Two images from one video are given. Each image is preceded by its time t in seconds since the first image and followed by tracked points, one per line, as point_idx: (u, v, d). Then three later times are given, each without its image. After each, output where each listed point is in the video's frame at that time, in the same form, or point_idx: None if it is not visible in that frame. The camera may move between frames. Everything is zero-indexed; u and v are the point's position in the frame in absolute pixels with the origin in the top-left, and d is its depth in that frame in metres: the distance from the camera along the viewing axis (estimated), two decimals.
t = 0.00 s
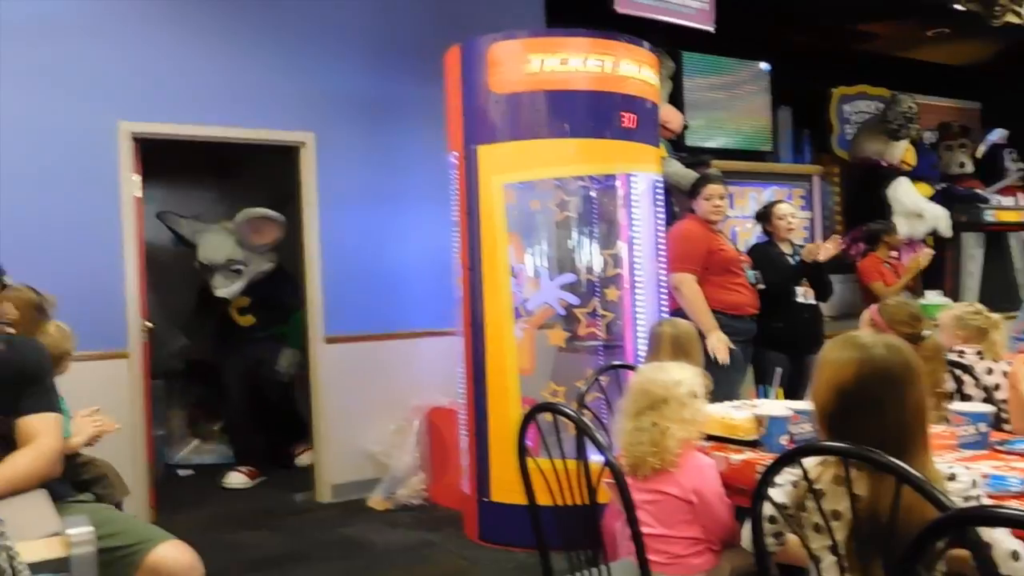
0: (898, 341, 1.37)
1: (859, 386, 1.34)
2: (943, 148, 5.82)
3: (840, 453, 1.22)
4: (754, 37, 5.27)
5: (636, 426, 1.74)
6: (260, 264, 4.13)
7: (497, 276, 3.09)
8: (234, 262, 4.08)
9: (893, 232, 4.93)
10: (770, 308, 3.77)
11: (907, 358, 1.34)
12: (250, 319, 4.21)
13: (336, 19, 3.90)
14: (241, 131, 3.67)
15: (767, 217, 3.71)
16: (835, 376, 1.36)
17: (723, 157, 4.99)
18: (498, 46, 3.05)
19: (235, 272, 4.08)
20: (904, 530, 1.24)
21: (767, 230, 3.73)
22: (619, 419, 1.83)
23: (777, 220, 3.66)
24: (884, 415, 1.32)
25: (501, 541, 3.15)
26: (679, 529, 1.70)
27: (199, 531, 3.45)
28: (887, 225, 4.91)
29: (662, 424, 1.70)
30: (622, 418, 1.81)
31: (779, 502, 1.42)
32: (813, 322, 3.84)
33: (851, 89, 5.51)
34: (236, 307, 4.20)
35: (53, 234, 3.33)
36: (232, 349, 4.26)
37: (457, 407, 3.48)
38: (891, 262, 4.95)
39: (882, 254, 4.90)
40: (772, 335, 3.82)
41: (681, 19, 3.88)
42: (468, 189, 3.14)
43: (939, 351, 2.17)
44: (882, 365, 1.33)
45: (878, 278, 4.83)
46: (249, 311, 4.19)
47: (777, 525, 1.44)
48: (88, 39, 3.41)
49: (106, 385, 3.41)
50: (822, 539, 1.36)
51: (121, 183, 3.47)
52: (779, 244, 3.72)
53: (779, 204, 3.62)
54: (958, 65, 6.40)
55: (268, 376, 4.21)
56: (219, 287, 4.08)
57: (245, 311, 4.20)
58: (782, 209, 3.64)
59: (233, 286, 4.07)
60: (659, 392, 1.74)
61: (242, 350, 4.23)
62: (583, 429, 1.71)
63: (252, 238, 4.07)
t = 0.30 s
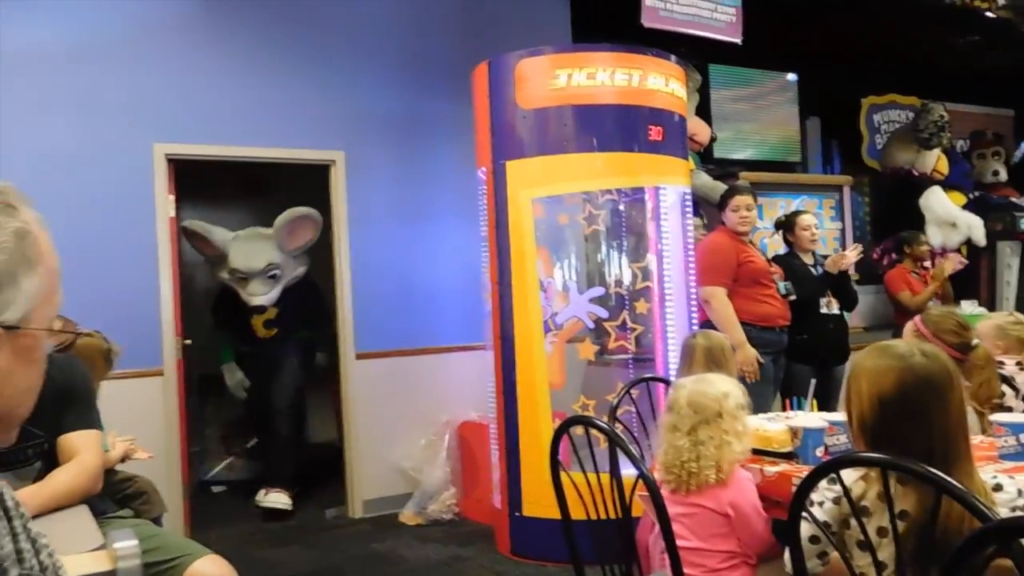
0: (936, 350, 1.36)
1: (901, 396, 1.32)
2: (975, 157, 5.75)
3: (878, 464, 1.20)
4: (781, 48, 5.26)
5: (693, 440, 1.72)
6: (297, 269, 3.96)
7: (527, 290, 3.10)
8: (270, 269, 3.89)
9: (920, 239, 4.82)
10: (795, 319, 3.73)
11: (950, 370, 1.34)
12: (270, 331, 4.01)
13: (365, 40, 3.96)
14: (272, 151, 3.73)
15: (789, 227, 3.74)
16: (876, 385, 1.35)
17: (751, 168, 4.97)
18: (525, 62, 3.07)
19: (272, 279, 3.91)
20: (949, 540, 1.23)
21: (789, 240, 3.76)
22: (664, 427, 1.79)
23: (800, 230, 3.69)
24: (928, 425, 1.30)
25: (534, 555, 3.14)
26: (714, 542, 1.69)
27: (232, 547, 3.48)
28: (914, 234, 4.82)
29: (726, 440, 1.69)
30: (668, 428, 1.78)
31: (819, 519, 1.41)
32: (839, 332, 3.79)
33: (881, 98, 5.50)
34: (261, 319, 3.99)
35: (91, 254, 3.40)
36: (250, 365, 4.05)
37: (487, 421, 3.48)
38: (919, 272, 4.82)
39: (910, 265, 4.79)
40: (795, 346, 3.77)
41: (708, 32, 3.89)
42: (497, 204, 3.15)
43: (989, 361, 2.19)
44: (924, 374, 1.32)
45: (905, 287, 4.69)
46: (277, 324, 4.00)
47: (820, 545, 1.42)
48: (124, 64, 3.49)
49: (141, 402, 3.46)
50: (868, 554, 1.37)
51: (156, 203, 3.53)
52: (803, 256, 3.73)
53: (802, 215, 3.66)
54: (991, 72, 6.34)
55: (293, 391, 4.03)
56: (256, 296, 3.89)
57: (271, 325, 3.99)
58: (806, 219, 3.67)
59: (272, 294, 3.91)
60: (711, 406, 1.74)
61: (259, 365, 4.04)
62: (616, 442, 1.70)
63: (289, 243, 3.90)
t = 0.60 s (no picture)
0: (957, 357, 1.36)
1: (923, 401, 1.32)
2: (998, 157, 5.69)
3: (898, 467, 1.19)
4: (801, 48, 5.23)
5: (723, 441, 1.71)
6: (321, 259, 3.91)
7: (545, 291, 3.10)
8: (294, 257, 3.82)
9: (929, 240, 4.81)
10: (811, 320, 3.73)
11: (972, 376, 1.33)
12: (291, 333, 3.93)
13: (384, 41, 3.97)
14: (291, 151, 3.75)
15: (803, 227, 3.68)
16: (897, 390, 1.34)
17: (770, 169, 4.95)
18: (544, 62, 3.08)
19: (295, 268, 3.84)
20: (971, 544, 1.22)
21: (803, 241, 3.72)
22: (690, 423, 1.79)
23: (814, 231, 3.64)
24: (950, 430, 1.29)
25: (551, 556, 3.14)
26: (734, 542, 1.69)
27: (251, 546, 3.50)
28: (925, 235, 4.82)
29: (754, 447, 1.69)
30: (697, 423, 1.76)
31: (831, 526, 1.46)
32: (853, 333, 3.80)
33: (902, 99, 5.42)
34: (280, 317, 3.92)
35: (113, 254, 3.44)
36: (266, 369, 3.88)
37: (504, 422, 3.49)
38: (937, 274, 4.80)
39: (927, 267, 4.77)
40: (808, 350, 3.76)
41: (728, 32, 3.87)
42: (515, 205, 3.16)
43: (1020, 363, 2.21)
44: (946, 379, 1.31)
45: (923, 289, 4.67)
46: (296, 324, 3.94)
47: (836, 551, 1.46)
48: (146, 66, 3.52)
49: (162, 400, 3.49)
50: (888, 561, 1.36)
51: (177, 203, 3.56)
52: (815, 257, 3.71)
53: (816, 216, 3.61)
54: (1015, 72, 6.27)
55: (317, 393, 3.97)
56: (278, 284, 3.80)
57: (290, 324, 3.92)
58: (818, 219, 3.62)
59: (295, 284, 3.83)
60: (743, 407, 1.73)
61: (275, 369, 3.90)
62: (635, 441, 1.70)
63: (314, 231, 3.86)
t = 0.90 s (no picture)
0: (947, 352, 1.37)
1: (912, 394, 1.33)
2: (993, 153, 5.70)
3: (883, 457, 1.20)
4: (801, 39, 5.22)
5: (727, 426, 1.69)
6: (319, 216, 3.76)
7: (538, 277, 3.10)
8: (291, 211, 3.69)
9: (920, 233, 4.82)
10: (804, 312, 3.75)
11: (961, 371, 1.34)
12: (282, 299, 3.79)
13: (383, 22, 3.95)
14: (287, 131, 3.74)
15: (796, 219, 3.70)
16: (887, 383, 1.35)
17: (766, 160, 4.95)
18: (543, 47, 3.06)
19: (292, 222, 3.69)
20: (954, 533, 1.23)
21: (796, 232, 3.74)
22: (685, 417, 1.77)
23: (806, 223, 3.66)
24: (938, 423, 1.30)
25: (538, 540, 3.15)
26: (723, 530, 1.70)
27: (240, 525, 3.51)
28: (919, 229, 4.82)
29: (757, 438, 1.68)
30: (696, 416, 1.74)
31: (816, 516, 1.44)
32: (842, 325, 3.84)
33: (900, 92, 5.44)
34: (270, 284, 3.78)
35: (105, 230, 3.42)
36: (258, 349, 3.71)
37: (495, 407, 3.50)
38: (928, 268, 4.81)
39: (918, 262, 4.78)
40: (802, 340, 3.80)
41: (728, 21, 3.86)
42: (511, 190, 3.16)
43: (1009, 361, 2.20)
44: (936, 373, 1.32)
45: (914, 282, 4.68)
46: (286, 291, 3.83)
47: (822, 539, 1.44)
48: (141, 41, 3.49)
49: (153, 378, 3.48)
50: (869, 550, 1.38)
51: (171, 180, 3.54)
52: (806, 248, 3.74)
53: (809, 207, 3.62)
54: (1013, 68, 6.27)
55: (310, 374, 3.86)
56: (277, 234, 3.64)
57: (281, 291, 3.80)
58: (811, 212, 3.64)
59: (293, 236, 3.68)
60: (743, 394, 1.74)
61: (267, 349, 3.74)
62: (624, 428, 1.70)
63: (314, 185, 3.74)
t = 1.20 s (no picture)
0: (920, 347, 1.39)
1: (884, 388, 1.34)
2: (966, 150, 5.77)
3: (854, 452, 1.22)
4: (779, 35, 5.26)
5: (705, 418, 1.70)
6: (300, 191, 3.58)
7: (515, 271, 3.11)
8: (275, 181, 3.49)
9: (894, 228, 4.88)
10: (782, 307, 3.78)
11: (934, 366, 1.36)
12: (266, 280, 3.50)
13: (363, 12, 3.93)
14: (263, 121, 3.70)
15: (774, 214, 3.70)
16: (860, 378, 1.36)
17: (744, 154, 4.97)
18: (523, 39, 3.06)
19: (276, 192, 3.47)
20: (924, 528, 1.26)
21: (775, 227, 3.73)
22: (665, 411, 1.73)
23: (784, 218, 3.65)
24: (909, 418, 1.32)
25: (514, 532, 3.16)
26: (697, 524, 1.71)
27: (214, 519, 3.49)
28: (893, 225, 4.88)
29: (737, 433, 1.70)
30: (681, 409, 1.72)
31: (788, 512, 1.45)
32: (819, 319, 3.90)
33: (876, 89, 5.51)
34: (254, 262, 3.47)
35: (78, 219, 3.37)
36: (235, 345, 3.43)
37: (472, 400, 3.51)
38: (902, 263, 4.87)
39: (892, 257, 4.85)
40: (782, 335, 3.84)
41: (707, 17, 3.88)
42: (489, 182, 3.15)
43: (981, 358, 2.21)
44: (908, 368, 1.34)
45: (887, 277, 4.77)
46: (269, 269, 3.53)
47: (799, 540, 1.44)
48: (116, 28, 3.44)
49: (127, 370, 3.45)
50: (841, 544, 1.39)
51: (145, 170, 3.50)
52: (786, 243, 3.73)
53: (787, 202, 3.62)
54: (986, 66, 6.35)
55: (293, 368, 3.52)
56: (265, 200, 3.41)
57: (266, 270, 3.50)
58: (789, 207, 3.64)
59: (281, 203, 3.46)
60: (715, 386, 1.76)
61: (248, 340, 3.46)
62: (599, 423, 1.71)
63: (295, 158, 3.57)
